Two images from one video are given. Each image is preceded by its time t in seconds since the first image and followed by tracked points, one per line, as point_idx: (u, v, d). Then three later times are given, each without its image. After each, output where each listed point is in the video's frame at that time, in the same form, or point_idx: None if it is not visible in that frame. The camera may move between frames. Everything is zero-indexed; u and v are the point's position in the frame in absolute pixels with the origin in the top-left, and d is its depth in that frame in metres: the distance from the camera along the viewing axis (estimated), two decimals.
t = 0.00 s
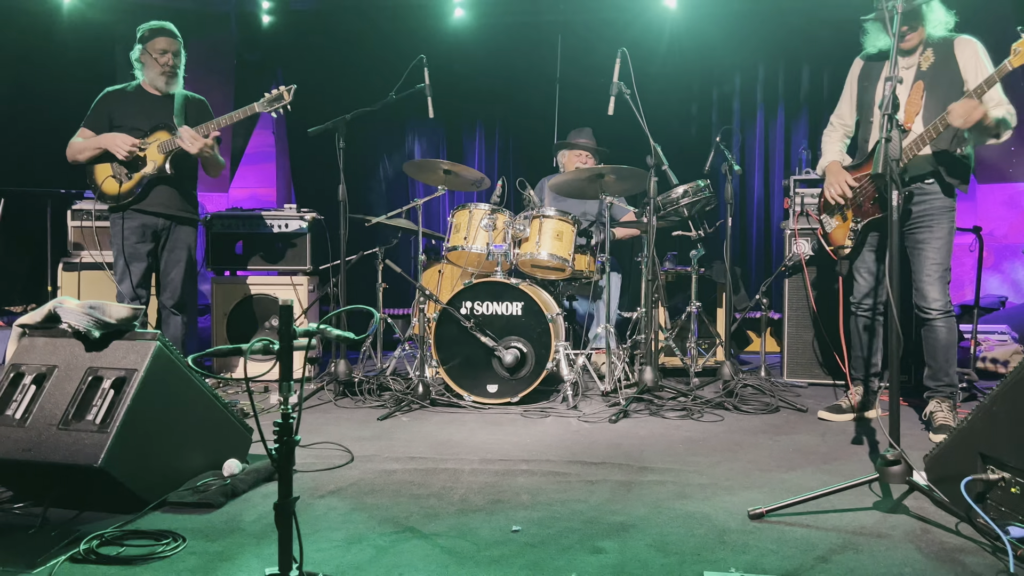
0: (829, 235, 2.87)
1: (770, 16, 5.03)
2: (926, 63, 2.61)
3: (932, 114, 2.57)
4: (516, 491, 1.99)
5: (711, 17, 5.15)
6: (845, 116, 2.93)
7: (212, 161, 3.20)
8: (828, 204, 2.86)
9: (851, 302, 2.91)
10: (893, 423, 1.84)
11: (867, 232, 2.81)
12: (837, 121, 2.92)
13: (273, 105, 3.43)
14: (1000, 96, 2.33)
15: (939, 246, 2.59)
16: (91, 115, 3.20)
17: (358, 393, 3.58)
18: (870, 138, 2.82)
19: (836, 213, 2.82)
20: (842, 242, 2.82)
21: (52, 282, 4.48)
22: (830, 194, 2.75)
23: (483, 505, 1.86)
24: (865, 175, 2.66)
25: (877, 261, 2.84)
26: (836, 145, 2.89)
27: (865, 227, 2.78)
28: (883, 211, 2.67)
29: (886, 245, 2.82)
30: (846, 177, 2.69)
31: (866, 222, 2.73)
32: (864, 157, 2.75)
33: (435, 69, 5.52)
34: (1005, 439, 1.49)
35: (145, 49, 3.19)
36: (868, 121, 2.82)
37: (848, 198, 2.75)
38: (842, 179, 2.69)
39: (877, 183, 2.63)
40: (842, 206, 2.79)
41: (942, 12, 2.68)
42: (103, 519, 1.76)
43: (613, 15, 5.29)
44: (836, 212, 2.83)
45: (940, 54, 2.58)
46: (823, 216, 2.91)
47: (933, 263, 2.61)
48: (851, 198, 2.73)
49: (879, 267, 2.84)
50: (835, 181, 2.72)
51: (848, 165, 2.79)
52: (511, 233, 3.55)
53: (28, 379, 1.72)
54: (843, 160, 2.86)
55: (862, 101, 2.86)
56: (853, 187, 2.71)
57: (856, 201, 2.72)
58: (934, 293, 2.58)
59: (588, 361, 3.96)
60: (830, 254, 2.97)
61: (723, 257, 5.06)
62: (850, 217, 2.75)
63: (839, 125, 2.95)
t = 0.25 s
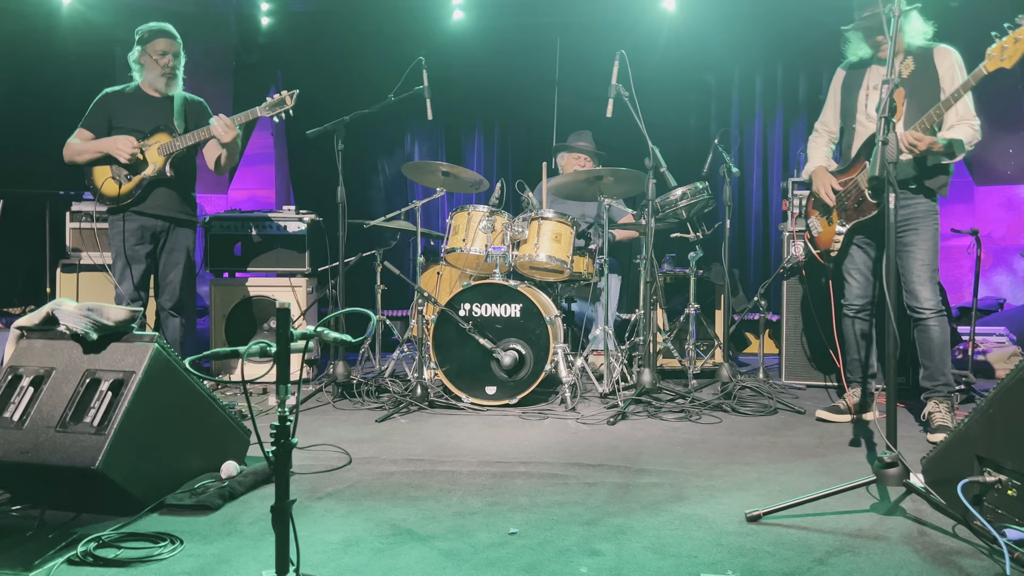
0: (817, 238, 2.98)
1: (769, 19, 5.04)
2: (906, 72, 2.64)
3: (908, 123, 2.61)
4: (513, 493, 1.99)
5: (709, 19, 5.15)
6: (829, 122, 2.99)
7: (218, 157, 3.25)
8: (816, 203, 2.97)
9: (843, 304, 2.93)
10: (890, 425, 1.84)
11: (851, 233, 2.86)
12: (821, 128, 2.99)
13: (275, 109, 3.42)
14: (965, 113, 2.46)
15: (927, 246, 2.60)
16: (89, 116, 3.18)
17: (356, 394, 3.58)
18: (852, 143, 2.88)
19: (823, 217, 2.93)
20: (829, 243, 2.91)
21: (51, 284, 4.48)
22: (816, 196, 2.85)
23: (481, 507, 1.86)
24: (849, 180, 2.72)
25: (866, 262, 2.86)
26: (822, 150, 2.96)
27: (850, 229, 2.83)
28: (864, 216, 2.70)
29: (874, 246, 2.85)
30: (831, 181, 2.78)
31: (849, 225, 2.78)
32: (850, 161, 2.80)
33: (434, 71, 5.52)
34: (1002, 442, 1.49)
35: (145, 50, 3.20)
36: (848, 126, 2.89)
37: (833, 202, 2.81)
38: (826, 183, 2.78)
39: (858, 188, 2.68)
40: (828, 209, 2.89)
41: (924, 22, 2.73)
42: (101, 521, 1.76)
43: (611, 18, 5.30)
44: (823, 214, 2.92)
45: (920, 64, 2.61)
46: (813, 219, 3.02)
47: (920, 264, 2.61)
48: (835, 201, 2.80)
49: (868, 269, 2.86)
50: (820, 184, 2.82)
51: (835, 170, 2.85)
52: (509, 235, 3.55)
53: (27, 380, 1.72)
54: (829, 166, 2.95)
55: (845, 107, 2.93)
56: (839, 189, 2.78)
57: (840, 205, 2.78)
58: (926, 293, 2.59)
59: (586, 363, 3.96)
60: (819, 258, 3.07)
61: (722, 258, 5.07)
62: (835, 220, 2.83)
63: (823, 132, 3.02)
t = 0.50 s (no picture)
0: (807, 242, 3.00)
1: (768, 20, 5.05)
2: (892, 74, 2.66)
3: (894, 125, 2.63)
4: (513, 494, 1.99)
5: (708, 21, 5.16)
6: (823, 131, 3.12)
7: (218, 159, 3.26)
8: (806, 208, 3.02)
9: (837, 307, 2.95)
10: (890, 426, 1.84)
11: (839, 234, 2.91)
12: (814, 136, 3.11)
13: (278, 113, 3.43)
14: (949, 113, 2.49)
15: (917, 247, 2.61)
16: (91, 117, 3.18)
17: (356, 395, 3.58)
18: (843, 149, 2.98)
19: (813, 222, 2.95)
20: (818, 247, 2.93)
21: (51, 285, 4.48)
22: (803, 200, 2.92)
23: (481, 508, 1.86)
24: (836, 182, 2.76)
25: (857, 263, 2.89)
26: (815, 157, 3.08)
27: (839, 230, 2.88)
28: (852, 217, 2.71)
29: (864, 247, 2.87)
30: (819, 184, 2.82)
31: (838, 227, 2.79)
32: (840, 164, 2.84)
33: (434, 72, 5.53)
34: (1001, 443, 1.50)
35: (147, 50, 3.21)
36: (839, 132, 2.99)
37: (823, 205, 2.85)
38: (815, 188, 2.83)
39: (843, 189, 2.71)
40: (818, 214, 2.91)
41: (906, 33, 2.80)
42: (102, 521, 1.76)
43: (611, 19, 5.31)
44: (813, 219, 2.96)
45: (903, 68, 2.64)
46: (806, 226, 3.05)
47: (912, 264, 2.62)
48: (824, 204, 2.84)
49: (859, 270, 2.89)
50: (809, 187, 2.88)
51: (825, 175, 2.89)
52: (510, 236, 3.53)
53: (27, 381, 1.72)
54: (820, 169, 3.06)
55: (834, 114, 3.05)
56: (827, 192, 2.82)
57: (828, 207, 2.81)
58: (924, 290, 2.60)
59: (585, 364, 3.97)
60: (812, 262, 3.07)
61: (721, 260, 5.08)
62: (824, 222, 2.85)
63: (818, 140, 3.13)
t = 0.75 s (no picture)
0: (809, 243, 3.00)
1: (769, 20, 5.05)
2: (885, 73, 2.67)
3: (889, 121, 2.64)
4: (514, 493, 1.99)
5: (709, 21, 5.17)
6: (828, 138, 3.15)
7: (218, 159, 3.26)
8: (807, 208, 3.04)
9: (837, 307, 2.95)
10: (891, 426, 1.84)
11: (840, 231, 2.90)
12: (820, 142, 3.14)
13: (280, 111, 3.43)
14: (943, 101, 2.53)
15: (917, 248, 2.61)
16: (94, 114, 3.17)
17: (356, 395, 3.58)
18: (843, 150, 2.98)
19: (814, 222, 2.95)
20: (819, 246, 2.92)
21: (52, 284, 4.48)
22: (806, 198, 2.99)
23: (482, 507, 1.86)
24: (834, 181, 2.78)
25: (857, 264, 2.89)
26: (818, 160, 3.10)
27: (838, 227, 2.88)
28: (849, 213, 2.70)
29: (865, 247, 2.87)
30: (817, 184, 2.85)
31: (837, 224, 2.79)
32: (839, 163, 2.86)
33: (435, 72, 5.53)
34: (1002, 444, 1.50)
35: (149, 50, 3.20)
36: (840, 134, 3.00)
37: (823, 205, 2.86)
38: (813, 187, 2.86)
39: (840, 187, 2.72)
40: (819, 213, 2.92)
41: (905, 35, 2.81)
42: (103, 520, 1.76)
43: (612, 20, 5.31)
44: (813, 218, 2.98)
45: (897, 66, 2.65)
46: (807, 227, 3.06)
47: (914, 264, 2.62)
48: (824, 202, 2.85)
49: (859, 270, 2.89)
50: (810, 186, 2.93)
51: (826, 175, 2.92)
52: (511, 236, 3.53)
53: (28, 380, 1.72)
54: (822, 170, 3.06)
55: (836, 117, 3.06)
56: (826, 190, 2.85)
57: (828, 206, 2.82)
58: (922, 294, 2.60)
59: (586, 364, 3.97)
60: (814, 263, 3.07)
61: (722, 259, 5.07)
62: (823, 221, 2.85)
63: (824, 146, 3.16)
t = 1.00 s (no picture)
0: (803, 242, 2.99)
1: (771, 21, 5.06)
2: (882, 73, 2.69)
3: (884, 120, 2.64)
4: (514, 493, 1.99)
5: (710, 21, 5.17)
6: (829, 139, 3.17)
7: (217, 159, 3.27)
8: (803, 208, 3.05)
9: (834, 309, 2.95)
10: (892, 427, 1.84)
11: (834, 231, 2.90)
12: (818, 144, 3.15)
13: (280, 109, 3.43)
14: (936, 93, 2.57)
15: (912, 248, 2.61)
16: (95, 113, 3.18)
17: (356, 394, 3.58)
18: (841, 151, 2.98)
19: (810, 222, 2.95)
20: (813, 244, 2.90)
21: (53, 282, 4.48)
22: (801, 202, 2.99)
23: (482, 507, 1.86)
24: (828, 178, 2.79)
25: (853, 265, 2.89)
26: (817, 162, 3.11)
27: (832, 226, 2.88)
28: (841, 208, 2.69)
29: (859, 248, 2.87)
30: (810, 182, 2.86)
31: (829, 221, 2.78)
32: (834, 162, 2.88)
33: (436, 71, 5.53)
34: (1002, 444, 1.50)
35: (151, 48, 3.20)
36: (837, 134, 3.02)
37: (817, 204, 2.86)
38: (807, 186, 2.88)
39: (833, 184, 2.73)
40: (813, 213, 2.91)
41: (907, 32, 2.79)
42: (102, 519, 1.76)
43: (612, 19, 5.31)
44: (808, 218, 2.98)
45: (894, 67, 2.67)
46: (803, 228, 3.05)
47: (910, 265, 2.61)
48: (818, 202, 2.85)
49: (855, 271, 2.88)
50: (805, 187, 2.94)
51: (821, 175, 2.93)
52: (511, 235, 3.53)
53: (29, 378, 1.72)
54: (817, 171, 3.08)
55: (835, 117, 3.06)
56: (820, 190, 2.85)
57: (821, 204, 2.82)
58: (917, 295, 2.60)
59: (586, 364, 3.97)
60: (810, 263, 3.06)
61: (722, 260, 5.07)
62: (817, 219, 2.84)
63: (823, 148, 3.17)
